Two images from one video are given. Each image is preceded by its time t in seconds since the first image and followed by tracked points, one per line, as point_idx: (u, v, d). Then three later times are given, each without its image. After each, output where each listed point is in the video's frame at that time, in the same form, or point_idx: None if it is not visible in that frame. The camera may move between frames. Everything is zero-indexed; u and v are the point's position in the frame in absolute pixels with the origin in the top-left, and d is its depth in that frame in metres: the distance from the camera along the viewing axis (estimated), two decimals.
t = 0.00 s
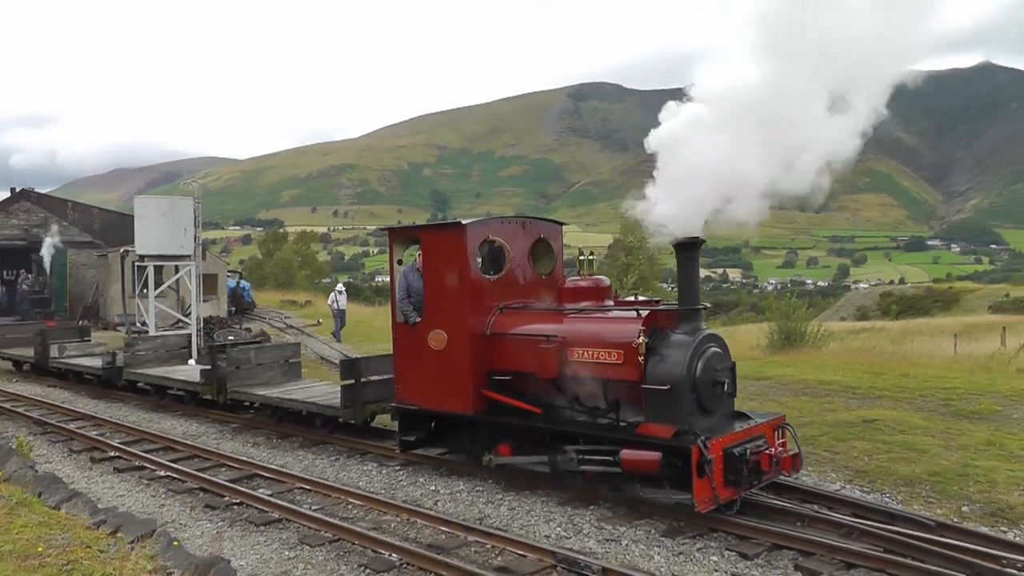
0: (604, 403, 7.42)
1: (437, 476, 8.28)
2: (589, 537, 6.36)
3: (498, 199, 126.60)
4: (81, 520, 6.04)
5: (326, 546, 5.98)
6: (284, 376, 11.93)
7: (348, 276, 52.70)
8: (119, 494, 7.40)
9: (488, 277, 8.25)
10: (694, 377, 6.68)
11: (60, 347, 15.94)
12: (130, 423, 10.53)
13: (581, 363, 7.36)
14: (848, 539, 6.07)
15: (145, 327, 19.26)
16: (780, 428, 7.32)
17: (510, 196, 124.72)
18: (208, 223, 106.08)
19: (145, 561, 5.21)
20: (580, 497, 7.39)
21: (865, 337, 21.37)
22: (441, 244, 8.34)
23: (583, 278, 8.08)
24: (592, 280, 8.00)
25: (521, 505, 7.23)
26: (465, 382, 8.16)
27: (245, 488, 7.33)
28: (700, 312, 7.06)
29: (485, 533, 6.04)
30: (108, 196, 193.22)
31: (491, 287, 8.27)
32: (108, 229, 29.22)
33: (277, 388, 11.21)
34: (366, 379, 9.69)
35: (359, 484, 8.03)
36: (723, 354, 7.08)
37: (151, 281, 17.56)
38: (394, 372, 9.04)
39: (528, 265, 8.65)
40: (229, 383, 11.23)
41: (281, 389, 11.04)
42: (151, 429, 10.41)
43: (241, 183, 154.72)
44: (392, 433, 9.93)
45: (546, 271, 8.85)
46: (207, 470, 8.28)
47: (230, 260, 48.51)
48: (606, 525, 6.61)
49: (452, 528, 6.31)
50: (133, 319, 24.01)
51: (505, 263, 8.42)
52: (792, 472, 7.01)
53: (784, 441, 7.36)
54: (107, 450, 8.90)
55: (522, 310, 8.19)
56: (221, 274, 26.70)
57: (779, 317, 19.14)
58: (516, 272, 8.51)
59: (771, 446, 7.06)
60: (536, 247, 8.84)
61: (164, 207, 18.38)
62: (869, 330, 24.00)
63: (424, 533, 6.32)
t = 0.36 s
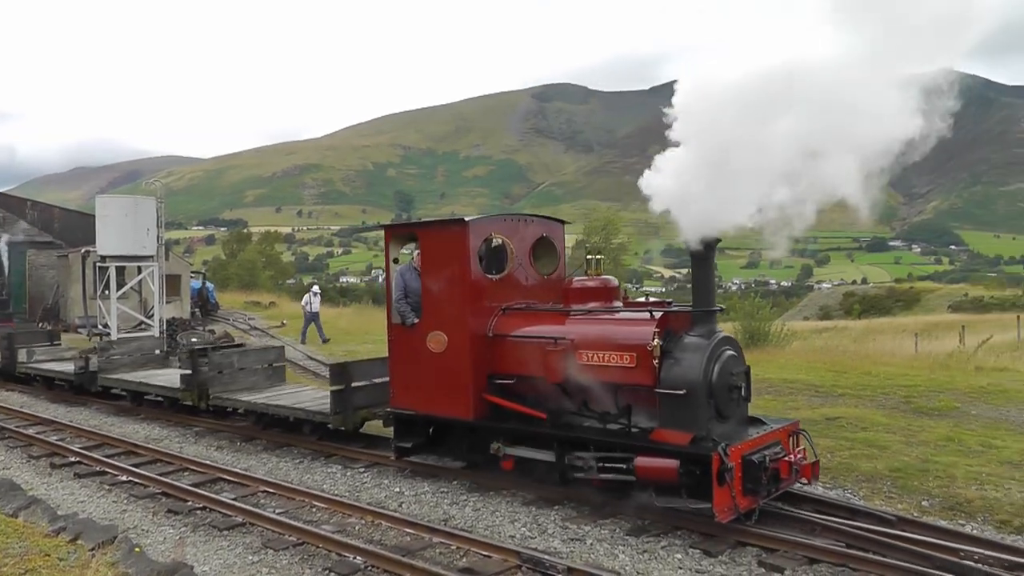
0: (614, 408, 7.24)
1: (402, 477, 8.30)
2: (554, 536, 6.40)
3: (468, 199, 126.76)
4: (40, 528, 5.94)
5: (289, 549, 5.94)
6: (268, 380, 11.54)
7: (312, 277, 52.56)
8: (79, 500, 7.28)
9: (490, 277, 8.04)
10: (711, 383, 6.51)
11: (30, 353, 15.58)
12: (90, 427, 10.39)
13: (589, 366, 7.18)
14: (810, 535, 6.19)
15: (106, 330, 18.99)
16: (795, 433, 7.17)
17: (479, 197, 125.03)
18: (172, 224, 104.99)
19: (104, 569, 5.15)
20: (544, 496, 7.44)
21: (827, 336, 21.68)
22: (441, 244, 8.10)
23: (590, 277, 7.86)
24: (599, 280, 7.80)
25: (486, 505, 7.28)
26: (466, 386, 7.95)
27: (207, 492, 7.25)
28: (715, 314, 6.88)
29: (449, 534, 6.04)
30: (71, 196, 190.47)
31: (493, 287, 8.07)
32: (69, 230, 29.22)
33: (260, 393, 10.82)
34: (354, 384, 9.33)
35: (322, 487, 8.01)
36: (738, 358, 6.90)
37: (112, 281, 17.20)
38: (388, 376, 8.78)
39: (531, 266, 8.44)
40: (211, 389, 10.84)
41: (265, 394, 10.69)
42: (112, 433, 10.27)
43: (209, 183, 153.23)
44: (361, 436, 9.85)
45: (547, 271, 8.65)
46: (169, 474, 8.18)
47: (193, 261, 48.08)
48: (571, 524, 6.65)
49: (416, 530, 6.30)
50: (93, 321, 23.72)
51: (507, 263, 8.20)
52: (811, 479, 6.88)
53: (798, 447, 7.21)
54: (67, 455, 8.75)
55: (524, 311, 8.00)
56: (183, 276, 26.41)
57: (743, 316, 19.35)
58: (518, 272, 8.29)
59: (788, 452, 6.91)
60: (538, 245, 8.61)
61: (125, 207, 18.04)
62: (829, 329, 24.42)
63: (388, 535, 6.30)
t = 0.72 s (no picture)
0: (615, 414, 7.06)
1: (357, 479, 8.33)
2: (509, 537, 6.52)
3: (429, 200, 126.64)
4: None
5: (244, 555, 5.88)
6: (245, 386, 11.28)
7: (267, 278, 51.99)
8: (27, 508, 7.11)
9: (485, 277, 7.90)
10: (719, 387, 6.38)
11: None
12: (37, 433, 10.17)
13: (589, 370, 7.06)
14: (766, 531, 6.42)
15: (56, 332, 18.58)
16: (801, 440, 7.08)
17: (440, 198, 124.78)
18: (125, 224, 103.15)
19: None
20: (499, 495, 7.59)
21: (779, 335, 21.98)
22: (434, 242, 7.92)
23: (589, 277, 7.77)
24: (599, 280, 7.67)
25: (441, 507, 7.37)
26: (460, 391, 7.77)
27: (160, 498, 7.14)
28: (721, 315, 6.76)
29: (404, 536, 6.06)
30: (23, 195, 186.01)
31: (488, 287, 7.92)
32: (15, 230, 28.55)
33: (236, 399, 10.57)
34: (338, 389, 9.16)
35: (277, 490, 7.98)
36: (745, 361, 6.77)
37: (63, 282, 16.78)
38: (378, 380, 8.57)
39: (525, 265, 8.34)
40: (183, 396, 10.61)
41: (240, 400, 10.46)
42: (61, 439, 10.08)
43: (166, 181, 150.57)
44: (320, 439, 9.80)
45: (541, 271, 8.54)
46: (121, 480, 8.04)
47: (144, 262, 47.30)
48: (526, 524, 6.78)
49: (371, 532, 6.31)
50: (41, 323, 23.20)
51: (501, 263, 8.07)
52: (823, 487, 6.75)
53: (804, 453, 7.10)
54: (13, 462, 8.55)
55: (519, 313, 7.87)
56: (137, 277, 25.80)
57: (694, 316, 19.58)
58: (512, 273, 8.17)
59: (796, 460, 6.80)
60: (534, 244, 8.50)
61: (77, 207, 17.56)
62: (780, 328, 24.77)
63: (344, 538, 6.30)
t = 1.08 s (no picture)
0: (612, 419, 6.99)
1: (304, 483, 8.33)
2: (456, 538, 6.63)
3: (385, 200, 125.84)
4: None
5: (189, 563, 5.83)
6: (211, 393, 11.03)
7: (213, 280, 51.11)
8: None
9: (475, 279, 7.75)
10: (724, 392, 6.30)
11: None
12: None
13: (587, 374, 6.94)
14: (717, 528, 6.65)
15: None
16: (805, 445, 7.03)
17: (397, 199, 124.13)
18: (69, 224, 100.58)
19: None
20: (447, 497, 7.74)
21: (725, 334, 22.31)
22: (422, 242, 7.76)
23: (585, 278, 7.76)
24: (595, 281, 7.70)
25: (387, 510, 7.44)
26: (450, 396, 7.61)
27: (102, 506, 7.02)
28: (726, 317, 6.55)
29: (351, 541, 6.08)
30: None
31: (478, 289, 7.80)
32: None
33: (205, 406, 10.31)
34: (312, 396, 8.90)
35: (223, 496, 7.93)
36: (748, 363, 6.69)
37: None
38: (362, 385, 8.36)
39: (515, 266, 8.19)
40: (149, 404, 10.33)
41: (210, 407, 10.18)
42: None
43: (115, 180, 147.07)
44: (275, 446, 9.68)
45: (532, 272, 8.41)
46: (61, 488, 7.87)
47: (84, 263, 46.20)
48: (472, 526, 6.91)
49: (318, 537, 6.32)
50: None
51: (492, 263, 7.93)
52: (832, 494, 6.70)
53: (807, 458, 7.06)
54: None
55: (510, 315, 7.74)
56: (79, 279, 25.36)
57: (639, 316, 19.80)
58: (503, 274, 8.04)
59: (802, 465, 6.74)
60: (524, 244, 8.37)
61: (15, 206, 17.07)
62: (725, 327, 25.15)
63: (290, 544, 6.29)
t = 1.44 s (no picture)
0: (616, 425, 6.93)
1: (250, 488, 8.25)
2: (403, 541, 6.63)
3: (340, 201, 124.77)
4: None
5: (132, 571, 5.75)
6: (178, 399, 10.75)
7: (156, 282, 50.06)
8: None
9: (468, 279, 7.63)
10: (736, 396, 6.19)
11: None
12: None
13: (589, 378, 6.85)
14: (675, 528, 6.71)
15: None
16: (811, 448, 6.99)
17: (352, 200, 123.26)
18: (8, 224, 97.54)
19: None
20: (394, 499, 7.75)
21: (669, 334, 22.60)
22: (413, 242, 7.65)
23: (584, 279, 7.70)
24: (595, 282, 7.66)
25: (335, 513, 7.40)
26: (444, 402, 7.44)
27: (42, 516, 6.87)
28: (732, 319, 6.50)
29: (298, 545, 6.05)
30: None
31: (471, 290, 7.66)
32: None
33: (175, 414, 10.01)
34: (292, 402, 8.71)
35: (168, 502, 7.81)
36: (756, 367, 6.60)
37: None
38: (349, 391, 8.14)
39: (506, 266, 8.09)
40: (115, 412, 9.98)
41: (179, 415, 9.87)
42: None
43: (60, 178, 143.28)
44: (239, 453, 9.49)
45: (523, 273, 8.32)
46: None
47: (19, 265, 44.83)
48: (420, 528, 6.93)
49: (264, 542, 6.27)
50: None
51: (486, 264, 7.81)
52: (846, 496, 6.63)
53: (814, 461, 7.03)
54: None
55: (503, 317, 7.62)
56: (19, 279, 23.73)
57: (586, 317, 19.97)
58: (494, 275, 7.92)
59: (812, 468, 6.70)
60: (515, 244, 8.28)
61: None
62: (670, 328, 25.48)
63: (236, 549, 6.24)
